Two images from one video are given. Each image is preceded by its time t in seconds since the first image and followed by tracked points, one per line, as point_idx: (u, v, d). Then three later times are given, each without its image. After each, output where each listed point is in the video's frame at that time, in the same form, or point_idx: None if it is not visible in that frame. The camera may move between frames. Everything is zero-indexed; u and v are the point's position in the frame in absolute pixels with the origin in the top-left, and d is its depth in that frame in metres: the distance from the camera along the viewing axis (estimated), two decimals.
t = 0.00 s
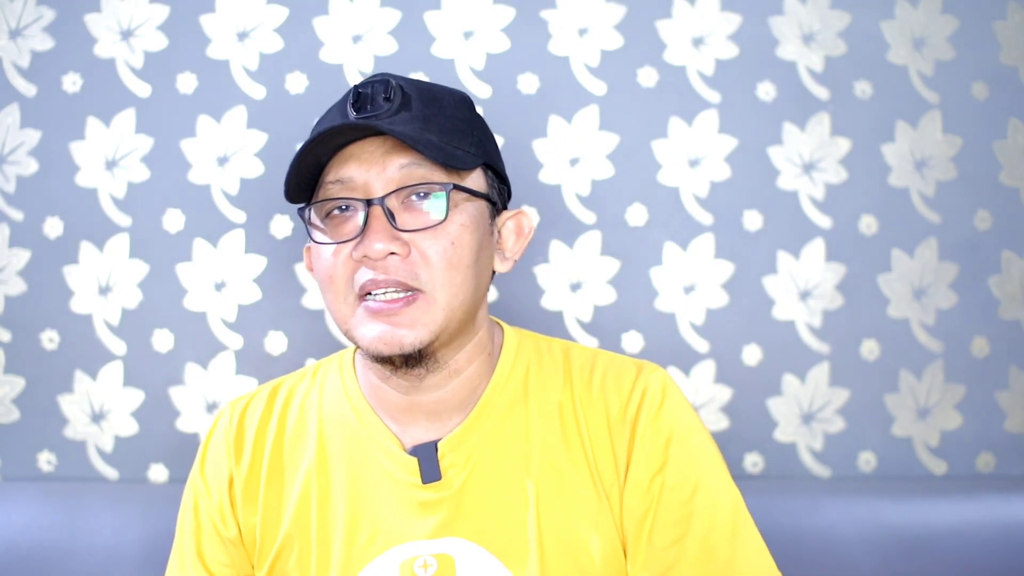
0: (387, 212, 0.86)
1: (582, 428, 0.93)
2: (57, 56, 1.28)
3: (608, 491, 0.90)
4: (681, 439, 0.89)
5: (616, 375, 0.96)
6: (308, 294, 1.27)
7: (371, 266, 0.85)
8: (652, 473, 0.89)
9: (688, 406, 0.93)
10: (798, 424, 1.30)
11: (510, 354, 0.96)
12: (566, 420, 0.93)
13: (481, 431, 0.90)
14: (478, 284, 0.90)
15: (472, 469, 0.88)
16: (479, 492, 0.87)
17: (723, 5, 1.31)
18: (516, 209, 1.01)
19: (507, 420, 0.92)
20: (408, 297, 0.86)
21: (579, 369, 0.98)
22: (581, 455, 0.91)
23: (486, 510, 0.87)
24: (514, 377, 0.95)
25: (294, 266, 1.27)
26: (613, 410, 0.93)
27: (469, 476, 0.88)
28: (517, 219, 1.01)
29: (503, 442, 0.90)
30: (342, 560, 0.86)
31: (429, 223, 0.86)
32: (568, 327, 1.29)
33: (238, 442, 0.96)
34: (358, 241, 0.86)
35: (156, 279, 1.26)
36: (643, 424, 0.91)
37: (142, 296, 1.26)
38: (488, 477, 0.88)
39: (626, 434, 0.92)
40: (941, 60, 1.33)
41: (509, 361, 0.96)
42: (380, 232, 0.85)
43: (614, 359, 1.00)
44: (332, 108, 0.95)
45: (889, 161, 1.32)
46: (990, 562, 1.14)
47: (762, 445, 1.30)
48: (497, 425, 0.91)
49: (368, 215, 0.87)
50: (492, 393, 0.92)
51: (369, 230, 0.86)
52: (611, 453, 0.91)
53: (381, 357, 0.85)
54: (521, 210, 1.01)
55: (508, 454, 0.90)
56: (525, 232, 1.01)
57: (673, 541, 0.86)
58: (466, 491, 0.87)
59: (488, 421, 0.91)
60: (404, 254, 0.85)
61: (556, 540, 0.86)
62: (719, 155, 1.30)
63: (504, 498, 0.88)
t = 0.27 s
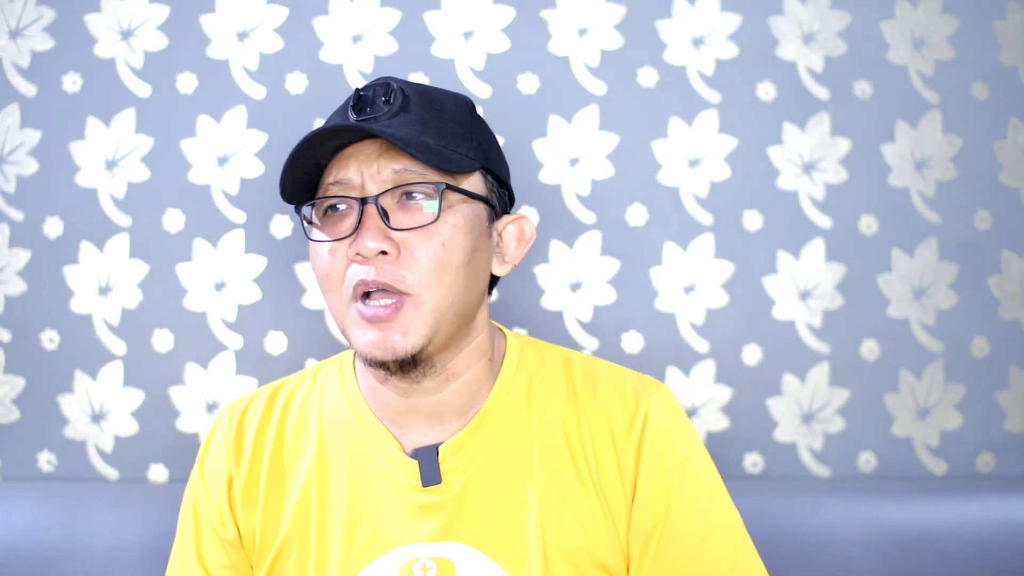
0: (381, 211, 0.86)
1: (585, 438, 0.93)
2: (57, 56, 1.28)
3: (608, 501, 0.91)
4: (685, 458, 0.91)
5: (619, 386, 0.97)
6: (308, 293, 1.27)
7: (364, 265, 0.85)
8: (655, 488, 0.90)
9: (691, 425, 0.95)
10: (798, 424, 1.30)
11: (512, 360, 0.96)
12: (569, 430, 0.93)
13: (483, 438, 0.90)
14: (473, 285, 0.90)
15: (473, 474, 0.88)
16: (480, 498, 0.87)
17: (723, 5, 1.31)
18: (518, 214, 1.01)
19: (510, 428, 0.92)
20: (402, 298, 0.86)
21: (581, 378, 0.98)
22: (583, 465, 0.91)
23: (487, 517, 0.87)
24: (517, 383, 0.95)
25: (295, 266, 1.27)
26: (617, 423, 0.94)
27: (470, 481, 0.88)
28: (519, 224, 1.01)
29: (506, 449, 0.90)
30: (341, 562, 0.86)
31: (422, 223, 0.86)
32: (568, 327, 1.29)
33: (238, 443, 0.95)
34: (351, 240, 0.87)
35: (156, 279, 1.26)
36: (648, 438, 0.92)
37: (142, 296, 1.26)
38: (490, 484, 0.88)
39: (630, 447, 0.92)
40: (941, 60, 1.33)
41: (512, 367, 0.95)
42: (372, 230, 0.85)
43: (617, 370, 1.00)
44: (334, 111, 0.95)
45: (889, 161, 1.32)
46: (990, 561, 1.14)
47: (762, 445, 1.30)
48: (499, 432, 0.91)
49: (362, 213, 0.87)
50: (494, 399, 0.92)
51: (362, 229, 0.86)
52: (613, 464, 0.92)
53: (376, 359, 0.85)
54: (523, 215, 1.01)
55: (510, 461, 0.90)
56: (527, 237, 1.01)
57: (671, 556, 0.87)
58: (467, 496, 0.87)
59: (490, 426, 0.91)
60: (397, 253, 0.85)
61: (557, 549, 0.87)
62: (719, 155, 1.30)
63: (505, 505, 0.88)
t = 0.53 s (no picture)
0: (386, 206, 0.86)
1: (587, 438, 0.93)
2: (57, 56, 1.28)
3: (609, 500, 0.91)
4: (684, 459, 0.90)
5: (622, 387, 0.97)
6: (308, 293, 1.27)
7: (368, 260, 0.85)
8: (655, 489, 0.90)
9: (692, 425, 0.94)
10: (798, 424, 1.30)
11: (515, 359, 0.96)
12: (571, 429, 0.93)
13: (485, 436, 0.90)
14: (477, 284, 0.90)
15: (475, 473, 0.88)
16: (481, 498, 0.87)
17: (723, 5, 1.31)
18: (523, 215, 1.01)
19: (512, 427, 0.92)
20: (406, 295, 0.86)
21: (584, 378, 0.98)
22: (584, 464, 0.91)
23: (488, 516, 0.87)
24: (520, 382, 0.95)
25: (295, 266, 1.27)
26: (619, 423, 0.93)
27: (472, 479, 0.88)
28: (524, 225, 1.01)
29: (508, 448, 0.90)
30: (343, 560, 0.86)
31: (427, 220, 0.86)
32: (568, 327, 1.29)
33: (240, 442, 0.95)
34: (357, 235, 0.87)
35: (156, 279, 1.26)
36: (649, 439, 0.92)
37: (142, 296, 1.26)
38: (492, 483, 0.88)
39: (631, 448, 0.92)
40: (941, 60, 1.33)
41: (515, 366, 0.95)
42: (378, 226, 0.85)
43: (620, 370, 1.00)
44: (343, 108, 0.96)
45: (889, 161, 1.32)
46: (990, 561, 1.14)
47: (761, 445, 1.30)
48: (501, 431, 0.91)
49: (368, 208, 0.87)
50: (498, 398, 0.92)
51: (368, 224, 0.86)
52: (614, 464, 0.92)
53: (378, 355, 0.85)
54: (529, 216, 1.01)
55: (512, 459, 0.90)
56: (532, 238, 1.02)
57: (669, 555, 0.87)
58: (469, 494, 0.87)
59: (493, 425, 0.91)
60: (402, 249, 0.85)
61: (557, 548, 0.87)
62: (719, 155, 1.30)
63: (506, 504, 0.88)
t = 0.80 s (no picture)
0: (389, 199, 0.87)
1: (587, 435, 0.93)
2: (57, 56, 1.28)
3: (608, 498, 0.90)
4: (681, 458, 0.90)
5: (622, 385, 0.97)
6: (308, 293, 1.27)
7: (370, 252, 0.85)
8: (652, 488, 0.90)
9: (692, 424, 0.93)
10: (798, 424, 1.30)
11: (518, 356, 0.96)
12: (571, 427, 0.93)
13: (486, 433, 0.90)
14: (480, 278, 0.90)
15: (476, 470, 0.89)
16: (482, 494, 0.87)
17: (723, 5, 1.31)
18: (528, 213, 1.01)
19: (513, 424, 0.92)
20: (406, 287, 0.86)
21: (585, 376, 0.98)
22: (584, 461, 0.91)
23: (488, 513, 0.87)
24: (522, 379, 0.95)
25: (295, 266, 1.27)
26: (618, 421, 0.93)
27: (472, 476, 0.88)
28: (529, 223, 1.01)
29: (509, 445, 0.90)
30: (345, 557, 0.86)
31: (429, 213, 0.86)
32: (568, 328, 1.29)
33: (246, 437, 0.95)
34: (359, 228, 0.87)
35: (156, 280, 1.26)
36: (648, 437, 0.92)
37: (142, 296, 1.26)
38: (492, 480, 0.88)
39: (630, 446, 0.92)
40: (941, 60, 1.33)
41: (517, 363, 0.96)
42: (380, 218, 0.86)
43: (621, 368, 1.00)
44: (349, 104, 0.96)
45: (889, 161, 1.32)
46: (990, 561, 1.14)
47: (762, 445, 1.30)
48: (502, 427, 0.91)
49: (371, 202, 0.87)
50: (499, 394, 0.92)
51: (370, 217, 0.87)
52: (613, 462, 0.92)
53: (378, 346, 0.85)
54: (534, 214, 1.01)
55: (512, 456, 0.90)
56: (536, 236, 1.02)
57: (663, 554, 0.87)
58: (470, 491, 0.87)
59: (494, 422, 0.91)
60: (403, 241, 0.85)
61: (556, 546, 0.87)
62: (719, 155, 1.30)
63: (505, 501, 0.88)
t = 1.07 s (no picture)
0: (401, 204, 0.86)
1: (590, 442, 0.93)
2: (57, 56, 1.28)
3: (610, 504, 0.90)
4: (685, 466, 0.90)
5: (626, 392, 0.97)
6: (308, 293, 1.27)
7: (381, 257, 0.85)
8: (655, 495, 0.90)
9: (695, 432, 0.93)
10: (798, 425, 1.30)
11: (521, 362, 0.96)
12: (574, 434, 0.93)
13: (489, 439, 0.90)
14: (489, 285, 0.90)
15: (479, 477, 0.88)
16: (485, 501, 0.87)
17: (723, 5, 1.31)
18: (533, 219, 1.02)
19: (516, 430, 0.92)
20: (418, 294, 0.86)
21: (589, 382, 0.98)
22: (587, 468, 0.91)
23: (491, 520, 0.87)
24: (525, 386, 0.95)
25: (295, 266, 1.27)
26: (622, 428, 0.94)
27: (475, 483, 0.88)
28: (534, 229, 1.01)
29: (512, 451, 0.90)
30: (347, 561, 0.86)
31: (441, 219, 0.86)
32: (568, 328, 1.29)
33: (247, 440, 0.95)
34: (370, 232, 0.87)
35: (156, 279, 1.26)
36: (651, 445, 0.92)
37: (142, 296, 1.26)
38: (495, 487, 0.88)
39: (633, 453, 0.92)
40: (941, 60, 1.33)
41: (521, 369, 0.95)
42: (391, 223, 0.86)
43: (625, 375, 1.00)
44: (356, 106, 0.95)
45: (889, 161, 1.32)
46: (990, 561, 1.14)
47: (762, 445, 1.30)
48: (505, 433, 0.91)
49: (382, 206, 0.87)
50: (502, 401, 0.92)
51: (381, 222, 0.86)
52: (616, 468, 0.92)
53: (389, 353, 0.85)
54: (539, 221, 1.01)
55: (516, 462, 0.90)
56: (542, 243, 1.02)
57: (665, 561, 0.87)
58: (472, 497, 0.87)
59: (497, 428, 0.91)
60: (415, 247, 0.85)
61: (559, 552, 0.87)
62: (719, 155, 1.30)
63: (508, 508, 0.88)
